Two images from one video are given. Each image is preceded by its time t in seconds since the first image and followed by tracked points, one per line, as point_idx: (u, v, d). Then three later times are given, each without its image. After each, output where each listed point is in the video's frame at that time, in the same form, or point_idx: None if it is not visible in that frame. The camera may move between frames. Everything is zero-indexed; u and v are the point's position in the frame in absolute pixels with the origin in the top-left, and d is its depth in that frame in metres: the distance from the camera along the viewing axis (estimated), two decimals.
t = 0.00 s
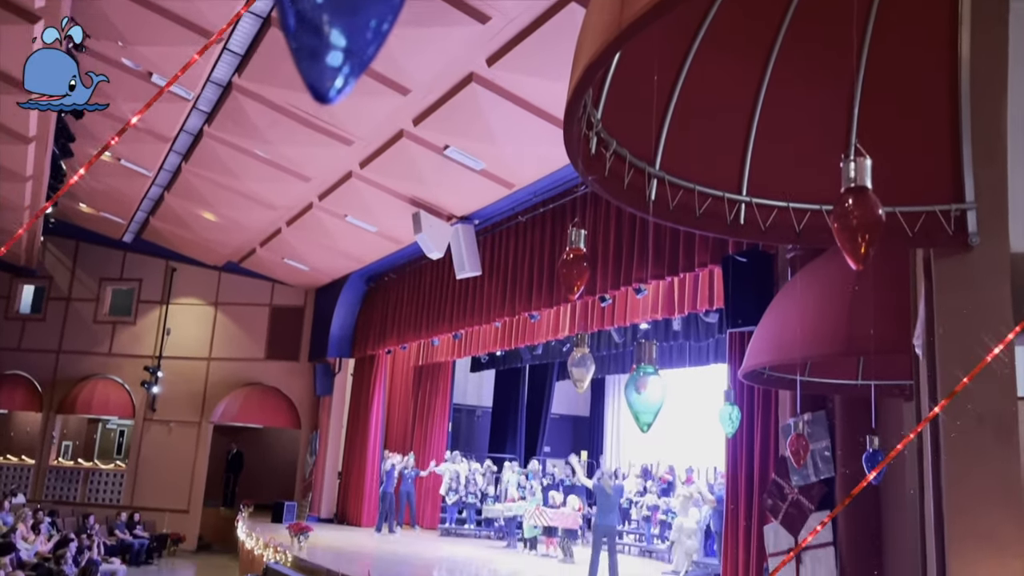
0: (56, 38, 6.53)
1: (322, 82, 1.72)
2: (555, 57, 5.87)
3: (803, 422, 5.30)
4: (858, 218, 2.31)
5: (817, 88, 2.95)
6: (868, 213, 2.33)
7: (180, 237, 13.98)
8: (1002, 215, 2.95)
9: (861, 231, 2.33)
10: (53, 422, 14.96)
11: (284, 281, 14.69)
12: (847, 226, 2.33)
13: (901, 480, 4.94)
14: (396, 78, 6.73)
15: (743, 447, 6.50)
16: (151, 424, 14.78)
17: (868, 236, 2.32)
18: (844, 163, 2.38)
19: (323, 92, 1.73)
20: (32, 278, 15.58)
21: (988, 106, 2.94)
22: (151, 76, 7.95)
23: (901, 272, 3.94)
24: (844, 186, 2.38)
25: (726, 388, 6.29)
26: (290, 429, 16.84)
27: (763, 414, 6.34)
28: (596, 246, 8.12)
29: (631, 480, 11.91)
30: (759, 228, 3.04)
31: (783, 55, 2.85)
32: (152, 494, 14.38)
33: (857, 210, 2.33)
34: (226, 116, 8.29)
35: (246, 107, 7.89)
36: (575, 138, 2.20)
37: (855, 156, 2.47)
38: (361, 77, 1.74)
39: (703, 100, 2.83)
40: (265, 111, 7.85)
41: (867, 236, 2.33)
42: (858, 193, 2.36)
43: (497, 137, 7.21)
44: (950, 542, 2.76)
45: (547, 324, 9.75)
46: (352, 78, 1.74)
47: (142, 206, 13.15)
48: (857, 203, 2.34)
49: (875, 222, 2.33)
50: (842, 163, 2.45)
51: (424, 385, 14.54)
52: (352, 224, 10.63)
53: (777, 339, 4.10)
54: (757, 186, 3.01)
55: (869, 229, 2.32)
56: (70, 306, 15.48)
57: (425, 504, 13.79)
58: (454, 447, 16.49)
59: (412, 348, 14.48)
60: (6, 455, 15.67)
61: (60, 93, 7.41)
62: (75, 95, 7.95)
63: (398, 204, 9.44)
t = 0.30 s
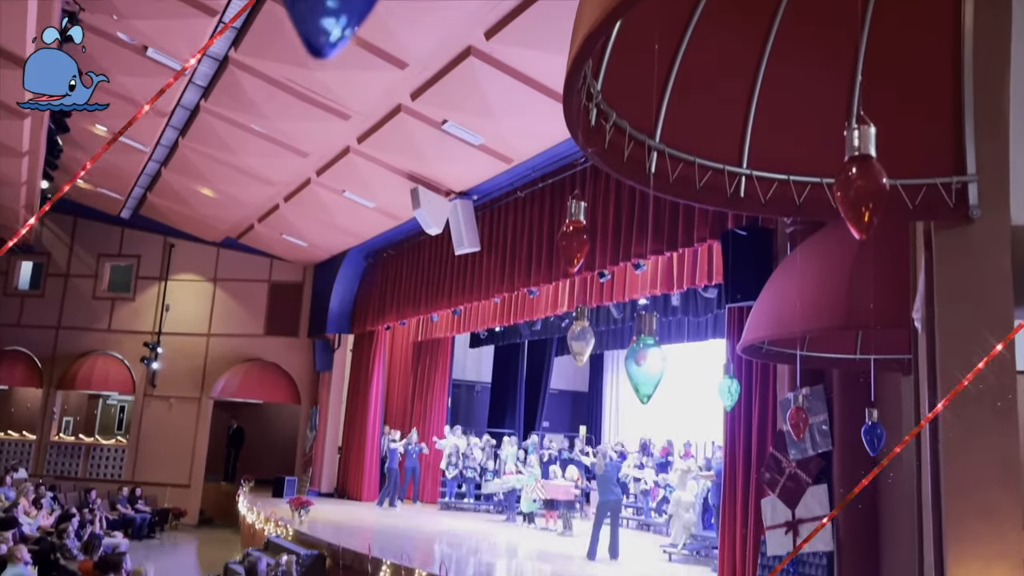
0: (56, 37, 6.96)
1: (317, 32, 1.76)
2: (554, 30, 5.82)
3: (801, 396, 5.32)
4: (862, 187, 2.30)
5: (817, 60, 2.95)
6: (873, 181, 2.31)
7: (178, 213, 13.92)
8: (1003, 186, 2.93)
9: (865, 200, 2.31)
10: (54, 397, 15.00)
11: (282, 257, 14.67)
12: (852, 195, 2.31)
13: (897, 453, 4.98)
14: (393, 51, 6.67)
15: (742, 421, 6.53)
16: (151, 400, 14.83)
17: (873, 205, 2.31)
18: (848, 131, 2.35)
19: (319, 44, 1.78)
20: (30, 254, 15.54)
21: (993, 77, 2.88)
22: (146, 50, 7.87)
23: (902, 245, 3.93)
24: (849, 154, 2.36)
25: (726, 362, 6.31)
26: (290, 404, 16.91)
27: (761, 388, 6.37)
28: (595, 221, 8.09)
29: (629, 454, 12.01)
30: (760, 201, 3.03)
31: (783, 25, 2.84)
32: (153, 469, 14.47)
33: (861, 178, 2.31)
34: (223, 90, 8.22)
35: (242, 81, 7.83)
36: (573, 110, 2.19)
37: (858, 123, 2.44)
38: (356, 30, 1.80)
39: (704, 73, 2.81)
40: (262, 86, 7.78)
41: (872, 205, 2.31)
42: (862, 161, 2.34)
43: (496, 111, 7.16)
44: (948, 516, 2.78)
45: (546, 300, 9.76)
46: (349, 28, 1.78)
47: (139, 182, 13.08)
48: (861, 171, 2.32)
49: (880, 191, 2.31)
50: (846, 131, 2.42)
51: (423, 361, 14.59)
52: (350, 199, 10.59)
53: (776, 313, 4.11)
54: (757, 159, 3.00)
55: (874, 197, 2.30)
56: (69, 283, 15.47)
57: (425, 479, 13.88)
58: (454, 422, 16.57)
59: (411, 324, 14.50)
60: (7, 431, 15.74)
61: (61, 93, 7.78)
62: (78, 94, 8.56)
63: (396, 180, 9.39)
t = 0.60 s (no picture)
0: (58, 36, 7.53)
1: None
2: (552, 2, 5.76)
3: (800, 370, 5.37)
4: (866, 156, 2.27)
5: (818, 33, 2.94)
6: (876, 151, 2.29)
7: (175, 189, 13.87)
8: (1004, 159, 2.92)
9: (869, 169, 2.28)
10: (54, 373, 15.02)
11: (280, 233, 14.64)
12: (856, 164, 2.29)
13: (895, 428, 5.00)
14: (390, 25, 6.60)
15: (741, 395, 6.55)
16: (151, 376, 14.87)
17: (876, 174, 2.27)
18: (852, 99, 2.31)
19: None
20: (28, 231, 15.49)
21: (996, 48, 2.87)
22: (141, 24, 7.80)
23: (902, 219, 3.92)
24: (852, 123, 2.33)
25: (725, 336, 6.30)
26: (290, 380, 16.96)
27: (760, 362, 6.38)
28: (594, 197, 8.06)
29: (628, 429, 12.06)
30: (760, 174, 3.01)
31: None
32: (154, 444, 14.55)
33: (865, 148, 2.28)
34: (219, 65, 8.15)
35: (239, 56, 7.76)
36: (573, 82, 2.17)
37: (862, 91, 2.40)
38: None
39: (705, 43, 2.82)
40: (259, 60, 7.72)
41: (875, 174, 2.28)
42: (866, 130, 2.31)
43: (494, 86, 7.11)
44: (947, 489, 2.79)
45: (545, 276, 9.77)
46: None
47: (136, 158, 13.01)
48: (864, 140, 2.29)
49: (884, 160, 2.28)
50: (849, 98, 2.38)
51: (422, 337, 14.61)
52: (349, 175, 10.54)
53: (775, 287, 4.11)
54: (757, 133, 2.99)
55: (877, 166, 2.27)
56: (67, 259, 15.44)
57: (425, 454, 13.96)
58: (453, 397, 16.63)
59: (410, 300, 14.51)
60: (8, 407, 15.78)
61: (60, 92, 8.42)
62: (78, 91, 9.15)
63: (395, 155, 9.34)
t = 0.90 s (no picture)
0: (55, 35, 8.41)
1: None
2: None
3: (799, 345, 5.41)
4: (867, 127, 2.22)
5: (818, 7, 2.92)
6: (878, 121, 2.24)
7: (173, 165, 13.80)
8: (1006, 130, 2.90)
9: (870, 140, 2.23)
10: (53, 350, 15.04)
11: (278, 210, 14.61)
12: (857, 135, 2.24)
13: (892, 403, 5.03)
14: None
15: (739, 370, 6.58)
16: (151, 352, 14.90)
17: (878, 145, 2.22)
18: (855, 68, 2.26)
19: None
20: (25, 207, 15.44)
21: (999, 18, 2.85)
22: None
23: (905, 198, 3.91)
24: (854, 93, 2.28)
25: (724, 311, 6.31)
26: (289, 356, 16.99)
27: (758, 337, 6.39)
28: (593, 173, 8.03)
29: (626, 406, 12.13)
30: (760, 147, 2.99)
31: None
32: (155, 420, 14.61)
33: (867, 118, 2.23)
34: (215, 40, 8.09)
35: (235, 31, 7.70)
36: (572, 53, 2.19)
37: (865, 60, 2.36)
38: None
39: (703, 19, 2.84)
40: (255, 35, 7.66)
41: (877, 145, 2.23)
42: (868, 100, 2.27)
43: (493, 61, 7.06)
44: (943, 462, 2.81)
45: (544, 252, 9.77)
46: None
47: (132, 134, 12.94)
48: (866, 110, 2.24)
49: (886, 130, 2.23)
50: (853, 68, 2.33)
51: (421, 315, 14.63)
52: (347, 151, 10.48)
53: (774, 264, 4.09)
54: (759, 107, 2.97)
55: (879, 137, 2.22)
56: (64, 236, 15.39)
57: (424, 430, 14.03)
58: (452, 374, 16.68)
59: (409, 277, 14.52)
60: (8, 383, 15.82)
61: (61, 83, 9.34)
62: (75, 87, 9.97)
63: (393, 131, 9.30)
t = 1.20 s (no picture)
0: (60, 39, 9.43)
1: None
2: None
3: (798, 321, 5.33)
4: (870, 98, 2.14)
5: None
6: (881, 93, 2.16)
7: (170, 141, 13.73)
8: (1008, 105, 2.88)
9: (873, 113, 2.15)
10: (53, 327, 15.06)
11: (277, 187, 14.56)
12: (859, 107, 2.16)
13: (890, 379, 5.09)
14: None
15: (738, 348, 6.60)
16: (151, 330, 14.91)
17: (881, 117, 2.14)
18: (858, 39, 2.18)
19: None
20: (23, 184, 15.40)
21: None
22: None
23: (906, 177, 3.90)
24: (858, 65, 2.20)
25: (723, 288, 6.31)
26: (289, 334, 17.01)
27: (757, 314, 6.39)
28: (593, 149, 8.00)
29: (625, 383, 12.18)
30: (760, 122, 2.98)
31: None
32: (155, 397, 14.66)
33: (870, 90, 2.15)
34: (212, 15, 8.02)
35: (231, 5, 7.63)
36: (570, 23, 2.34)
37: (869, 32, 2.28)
38: None
39: None
40: (252, 10, 7.58)
41: (880, 117, 2.15)
42: (873, 72, 2.19)
43: (492, 36, 7.01)
44: (942, 438, 2.82)
45: (544, 230, 9.76)
46: None
47: (129, 110, 12.86)
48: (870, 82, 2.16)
49: (889, 102, 2.15)
50: (857, 39, 2.25)
51: (420, 292, 14.64)
52: (345, 127, 10.42)
53: (774, 240, 4.08)
54: (759, 81, 2.95)
55: (882, 109, 2.14)
56: (63, 213, 15.36)
57: (423, 407, 14.09)
58: (452, 352, 16.71)
59: (408, 255, 14.50)
60: (9, 360, 15.85)
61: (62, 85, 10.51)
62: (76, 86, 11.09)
63: (392, 107, 9.24)
